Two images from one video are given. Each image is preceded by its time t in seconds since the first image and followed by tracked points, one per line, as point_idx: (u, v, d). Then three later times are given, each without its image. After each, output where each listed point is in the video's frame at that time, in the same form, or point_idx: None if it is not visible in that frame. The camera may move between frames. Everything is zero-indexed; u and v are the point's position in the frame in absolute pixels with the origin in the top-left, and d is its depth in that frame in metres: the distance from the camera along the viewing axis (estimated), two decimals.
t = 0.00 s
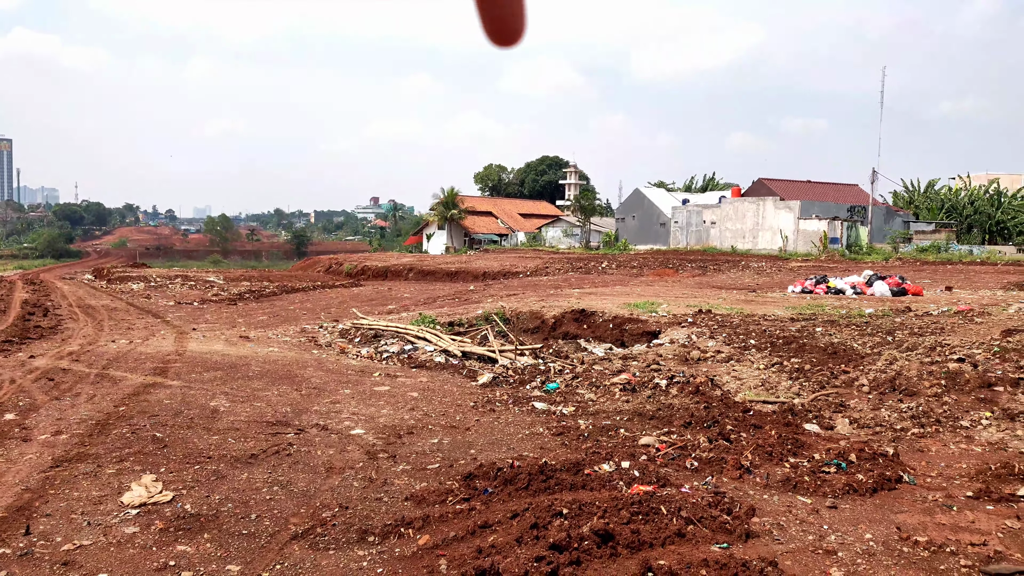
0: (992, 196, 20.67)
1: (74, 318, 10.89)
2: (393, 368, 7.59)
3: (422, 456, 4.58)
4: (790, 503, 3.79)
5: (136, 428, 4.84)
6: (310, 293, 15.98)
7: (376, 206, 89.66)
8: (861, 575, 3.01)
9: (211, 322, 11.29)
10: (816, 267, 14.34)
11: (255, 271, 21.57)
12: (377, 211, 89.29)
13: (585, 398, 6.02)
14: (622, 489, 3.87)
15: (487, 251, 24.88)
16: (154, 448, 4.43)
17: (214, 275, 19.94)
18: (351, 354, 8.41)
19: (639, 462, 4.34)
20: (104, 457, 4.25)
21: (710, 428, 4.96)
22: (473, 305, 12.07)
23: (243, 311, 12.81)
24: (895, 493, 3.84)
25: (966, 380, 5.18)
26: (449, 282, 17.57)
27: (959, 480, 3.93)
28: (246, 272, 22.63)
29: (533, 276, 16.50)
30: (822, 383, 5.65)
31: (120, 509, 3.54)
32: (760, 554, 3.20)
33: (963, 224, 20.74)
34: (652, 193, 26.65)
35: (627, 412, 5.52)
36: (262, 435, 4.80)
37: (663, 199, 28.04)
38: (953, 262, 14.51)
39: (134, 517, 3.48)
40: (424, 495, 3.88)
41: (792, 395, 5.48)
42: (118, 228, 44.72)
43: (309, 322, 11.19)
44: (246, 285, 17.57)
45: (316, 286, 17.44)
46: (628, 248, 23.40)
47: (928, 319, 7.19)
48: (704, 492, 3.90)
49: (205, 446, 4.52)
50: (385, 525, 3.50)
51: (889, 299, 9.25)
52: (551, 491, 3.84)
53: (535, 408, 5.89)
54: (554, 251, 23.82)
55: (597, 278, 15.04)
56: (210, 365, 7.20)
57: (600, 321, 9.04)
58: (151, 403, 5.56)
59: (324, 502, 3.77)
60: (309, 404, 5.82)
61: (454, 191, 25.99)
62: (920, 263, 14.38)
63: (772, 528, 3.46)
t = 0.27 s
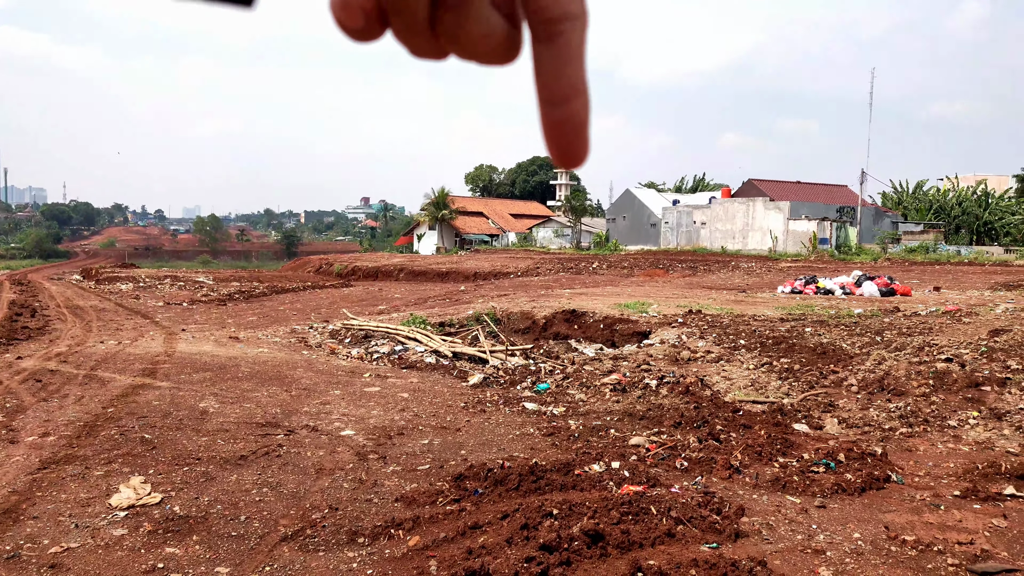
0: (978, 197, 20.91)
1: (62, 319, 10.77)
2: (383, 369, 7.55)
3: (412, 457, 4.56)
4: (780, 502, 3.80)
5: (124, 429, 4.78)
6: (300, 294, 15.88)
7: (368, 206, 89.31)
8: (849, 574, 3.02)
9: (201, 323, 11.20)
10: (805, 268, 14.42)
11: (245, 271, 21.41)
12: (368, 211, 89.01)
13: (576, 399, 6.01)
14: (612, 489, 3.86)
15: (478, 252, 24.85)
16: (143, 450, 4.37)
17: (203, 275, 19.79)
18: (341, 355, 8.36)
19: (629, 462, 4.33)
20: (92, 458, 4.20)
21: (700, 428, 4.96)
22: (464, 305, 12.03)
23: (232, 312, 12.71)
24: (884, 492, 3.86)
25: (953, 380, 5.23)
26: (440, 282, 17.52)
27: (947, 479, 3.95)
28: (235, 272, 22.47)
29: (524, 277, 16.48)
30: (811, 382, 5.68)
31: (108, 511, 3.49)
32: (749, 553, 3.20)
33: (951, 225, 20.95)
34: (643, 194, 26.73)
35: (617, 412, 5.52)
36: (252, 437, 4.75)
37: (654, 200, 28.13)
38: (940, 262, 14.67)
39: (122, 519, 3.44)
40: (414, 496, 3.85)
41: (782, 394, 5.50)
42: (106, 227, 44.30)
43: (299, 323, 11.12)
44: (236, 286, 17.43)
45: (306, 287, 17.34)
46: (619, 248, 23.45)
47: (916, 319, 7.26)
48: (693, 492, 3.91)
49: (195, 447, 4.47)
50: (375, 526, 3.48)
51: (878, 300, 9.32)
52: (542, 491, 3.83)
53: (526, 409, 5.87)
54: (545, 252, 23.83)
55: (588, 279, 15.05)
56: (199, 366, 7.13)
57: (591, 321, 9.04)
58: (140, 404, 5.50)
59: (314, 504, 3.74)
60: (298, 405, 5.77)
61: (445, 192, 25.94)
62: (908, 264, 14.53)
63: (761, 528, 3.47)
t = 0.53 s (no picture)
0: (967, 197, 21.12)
1: (51, 320, 10.67)
2: (375, 369, 7.52)
3: (403, 456, 4.54)
4: (770, 500, 3.81)
5: (115, 430, 4.73)
6: (291, 294, 15.80)
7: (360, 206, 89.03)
8: (837, 571, 3.04)
9: (191, 323, 11.13)
10: (796, 267, 14.50)
11: (236, 271, 21.29)
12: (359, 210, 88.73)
13: (567, 398, 6.01)
14: (603, 488, 3.86)
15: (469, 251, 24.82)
16: (133, 451, 4.33)
17: (195, 275, 19.65)
18: (333, 355, 8.32)
19: (619, 461, 4.33)
20: (82, 459, 4.15)
21: (691, 427, 4.96)
22: (456, 305, 12.01)
23: (224, 312, 12.63)
24: (873, 490, 3.88)
25: (943, 378, 5.28)
26: (432, 282, 17.48)
27: (936, 477, 3.98)
28: (226, 272, 22.32)
29: (516, 276, 16.47)
30: (801, 381, 5.71)
31: (97, 513, 3.45)
32: (739, 552, 3.21)
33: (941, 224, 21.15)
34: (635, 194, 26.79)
35: (608, 411, 5.52)
36: (242, 437, 4.72)
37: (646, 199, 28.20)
38: (930, 261, 14.80)
39: (111, 520, 3.40)
40: (405, 495, 3.83)
41: (773, 393, 5.53)
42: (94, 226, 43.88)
43: (290, 323, 11.06)
44: (227, 286, 17.31)
45: (298, 287, 17.25)
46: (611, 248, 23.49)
47: (906, 317, 7.32)
48: (683, 490, 3.92)
49: (185, 447, 4.43)
50: (366, 526, 3.46)
51: (868, 298, 9.38)
52: (532, 490, 3.82)
53: (517, 408, 5.87)
54: (537, 251, 23.82)
55: (580, 278, 15.05)
56: (190, 366, 7.08)
57: (583, 321, 9.04)
58: (131, 404, 5.45)
59: (304, 504, 3.71)
60: (289, 405, 5.74)
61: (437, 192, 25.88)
62: (898, 262, 14.66)
63: (751, 527, 3.48)
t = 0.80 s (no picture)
0: (947, 199, 21.44)
1: (30, 320, 10.45)
2: (359, 369, 7.45)
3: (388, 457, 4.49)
4: (753, 500, 3.83)
5: (95, 431, 4.64)
6: (276, 294, 15.60)
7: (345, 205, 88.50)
8: (819, 570, 3.06)
9: (174, 323, 10.95)
10: (780, 269, 14.61)
11: (220, 271, 21.04)
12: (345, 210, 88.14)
13: (552, 398, 6.00)
14: (587, 488, 3.86)
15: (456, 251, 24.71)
16: (114, 452, 4.25)
17: (178, 275, 19.36)
18: (317, 355, 8.22)
19: (604, 461, 4.32)
20: (62, 461, 4.07)
21: (675, 427, 4.97)
22: (441, 305, 11.93)
23: (207, 312, 12.45)
24: (855, 490, 3.92)
25: (924, 378, 5.35)
26: (418, 282, 17.37)
27: (916, 476, 4.03)
28: (210, 271, 22.01)
29: (502, 277, 16.42)
30: (784, 381, 5.75)
31: (77, 514, 3.39)
32: (722, 551, 3.22)
33: (922, 226, 21.45)
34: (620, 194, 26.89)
35: (592, 411, 5.52)
36: (225, 437, 4.65)
37: (632, 200, 28.31)
38: (911, 262, 15.00)
39: (92, 523, 3.33)
40: (389, 496, 3.80)
41: (756, 393, 5.56)
42: (75, 224, 43.16)
43: (274, 323, 10.92)
44: (211, 286, 17.07)
45: (282, 287, 17.04)
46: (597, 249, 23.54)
47: (888, 318, 7.40)
48: (668, 490, 3.92)
49: (167, 448, 4.35)
50: (349, 526, 3.41)
51: (851, 299, 9.47)
52: (517, 490, 3.81)
53: (503, 408, 5.85)
54: (524, 252, 23.79)
55: (566, 279, 15.04)
56: (172, 366, 6.96)
57: (568, 321, 9.02)
58: (112, 405, 5.35)
59: (287, 505, 3.66)
60: (272, 405, 5.66)
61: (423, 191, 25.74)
62: (881, 264, 14.83)
63: (734, 526, 3.49)
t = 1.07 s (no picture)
0: (934, 198, 21.64)
1: (17, 320, 10.33)
2: (350, 369, 7.41)
3: (379, 457, 4.47)
4: (743, 498, 3.84)
5: (84, 432, 4.59)
6: (265, 294, 15.51)
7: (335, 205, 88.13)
8: (810, 567, 3.07)
9: (163, 323, 10.86)
10: (769, 267, 14.69)
11: (210, 271, 20.90)
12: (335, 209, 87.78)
13: (543, 397, 5.99)
14: (579, 487, 3.85)
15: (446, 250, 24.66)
16: (103, 453, 4.20)
17: (167, 275, 19.20)
18: (307, 355, 8.18)
19: (595, 459, 4.32)
20: (50, 462, 4.02)
21: (666, 425, 4.98)
22: (432, 304, 11.90)
23: (197, 312, 12.35)
24: (845, 487, 3.93)
25: (913, 376, 5.39)
26: (408, 281, 17.33)
27: (906, 473, 4.05)
28: (199, 271, 21.85)
29: (493, 276, 16.41)
30: (774, 379, 5.77)
31: (66, 516, 3.35)
32: (713, 549, 3.22)
33: (910, 224, 21.64)
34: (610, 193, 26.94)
35: (584, 410, 5.52)
36: (215, 438, 4.61)
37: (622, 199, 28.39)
38: (899, 261, 15.12)
39: (81, 524, 3.30)
40: (380, 496, 3.77)
41: (746, 391, 5.58)
42: (62, 224, 42.71)
43: (265, 323, 10.85)
44: (200, 285, 16.95)
45: (272, 287, 16.94)
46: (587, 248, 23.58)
47: (877, 316, 7.45)
48: (659, 489, 3.92)
49: (157, 449, 4.31)
50: (341, 526, 3.39)
51: (840, 297, 9.53)
52: (508, 490, 3.79)
53: (494, 407, 5.83)
54: (514, 251, 23.78)
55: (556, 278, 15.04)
56: (161, 366, 6.90)
57: (559, 320, 9.02)
58: (100, 406, 5.29)
59: (279, 505, 3.63)
60: (263, 406, 5.62)
61: (413, 191, 25.68)
62: (869, 262, 14.94)
63: (725, 524, 3.49)
